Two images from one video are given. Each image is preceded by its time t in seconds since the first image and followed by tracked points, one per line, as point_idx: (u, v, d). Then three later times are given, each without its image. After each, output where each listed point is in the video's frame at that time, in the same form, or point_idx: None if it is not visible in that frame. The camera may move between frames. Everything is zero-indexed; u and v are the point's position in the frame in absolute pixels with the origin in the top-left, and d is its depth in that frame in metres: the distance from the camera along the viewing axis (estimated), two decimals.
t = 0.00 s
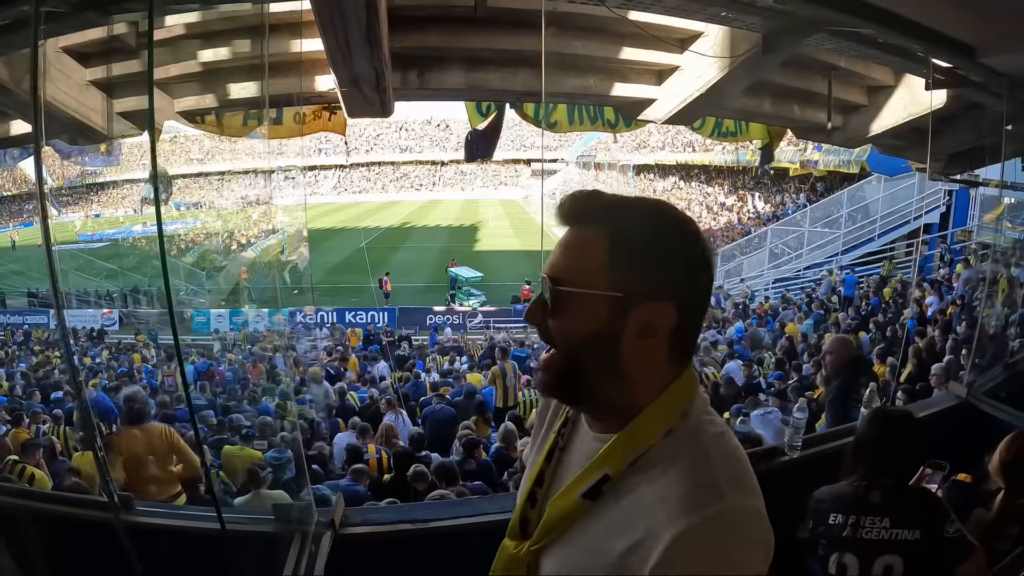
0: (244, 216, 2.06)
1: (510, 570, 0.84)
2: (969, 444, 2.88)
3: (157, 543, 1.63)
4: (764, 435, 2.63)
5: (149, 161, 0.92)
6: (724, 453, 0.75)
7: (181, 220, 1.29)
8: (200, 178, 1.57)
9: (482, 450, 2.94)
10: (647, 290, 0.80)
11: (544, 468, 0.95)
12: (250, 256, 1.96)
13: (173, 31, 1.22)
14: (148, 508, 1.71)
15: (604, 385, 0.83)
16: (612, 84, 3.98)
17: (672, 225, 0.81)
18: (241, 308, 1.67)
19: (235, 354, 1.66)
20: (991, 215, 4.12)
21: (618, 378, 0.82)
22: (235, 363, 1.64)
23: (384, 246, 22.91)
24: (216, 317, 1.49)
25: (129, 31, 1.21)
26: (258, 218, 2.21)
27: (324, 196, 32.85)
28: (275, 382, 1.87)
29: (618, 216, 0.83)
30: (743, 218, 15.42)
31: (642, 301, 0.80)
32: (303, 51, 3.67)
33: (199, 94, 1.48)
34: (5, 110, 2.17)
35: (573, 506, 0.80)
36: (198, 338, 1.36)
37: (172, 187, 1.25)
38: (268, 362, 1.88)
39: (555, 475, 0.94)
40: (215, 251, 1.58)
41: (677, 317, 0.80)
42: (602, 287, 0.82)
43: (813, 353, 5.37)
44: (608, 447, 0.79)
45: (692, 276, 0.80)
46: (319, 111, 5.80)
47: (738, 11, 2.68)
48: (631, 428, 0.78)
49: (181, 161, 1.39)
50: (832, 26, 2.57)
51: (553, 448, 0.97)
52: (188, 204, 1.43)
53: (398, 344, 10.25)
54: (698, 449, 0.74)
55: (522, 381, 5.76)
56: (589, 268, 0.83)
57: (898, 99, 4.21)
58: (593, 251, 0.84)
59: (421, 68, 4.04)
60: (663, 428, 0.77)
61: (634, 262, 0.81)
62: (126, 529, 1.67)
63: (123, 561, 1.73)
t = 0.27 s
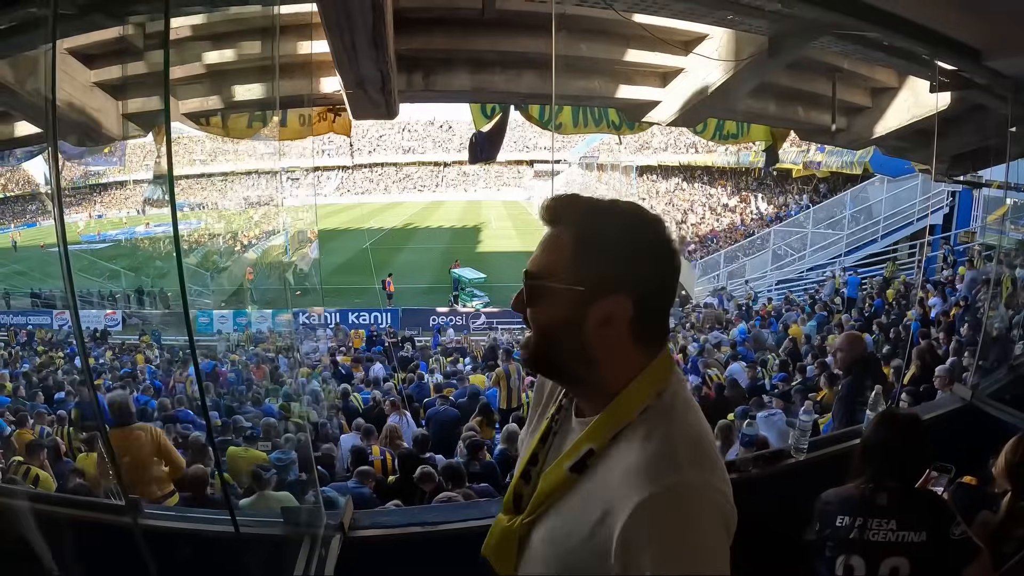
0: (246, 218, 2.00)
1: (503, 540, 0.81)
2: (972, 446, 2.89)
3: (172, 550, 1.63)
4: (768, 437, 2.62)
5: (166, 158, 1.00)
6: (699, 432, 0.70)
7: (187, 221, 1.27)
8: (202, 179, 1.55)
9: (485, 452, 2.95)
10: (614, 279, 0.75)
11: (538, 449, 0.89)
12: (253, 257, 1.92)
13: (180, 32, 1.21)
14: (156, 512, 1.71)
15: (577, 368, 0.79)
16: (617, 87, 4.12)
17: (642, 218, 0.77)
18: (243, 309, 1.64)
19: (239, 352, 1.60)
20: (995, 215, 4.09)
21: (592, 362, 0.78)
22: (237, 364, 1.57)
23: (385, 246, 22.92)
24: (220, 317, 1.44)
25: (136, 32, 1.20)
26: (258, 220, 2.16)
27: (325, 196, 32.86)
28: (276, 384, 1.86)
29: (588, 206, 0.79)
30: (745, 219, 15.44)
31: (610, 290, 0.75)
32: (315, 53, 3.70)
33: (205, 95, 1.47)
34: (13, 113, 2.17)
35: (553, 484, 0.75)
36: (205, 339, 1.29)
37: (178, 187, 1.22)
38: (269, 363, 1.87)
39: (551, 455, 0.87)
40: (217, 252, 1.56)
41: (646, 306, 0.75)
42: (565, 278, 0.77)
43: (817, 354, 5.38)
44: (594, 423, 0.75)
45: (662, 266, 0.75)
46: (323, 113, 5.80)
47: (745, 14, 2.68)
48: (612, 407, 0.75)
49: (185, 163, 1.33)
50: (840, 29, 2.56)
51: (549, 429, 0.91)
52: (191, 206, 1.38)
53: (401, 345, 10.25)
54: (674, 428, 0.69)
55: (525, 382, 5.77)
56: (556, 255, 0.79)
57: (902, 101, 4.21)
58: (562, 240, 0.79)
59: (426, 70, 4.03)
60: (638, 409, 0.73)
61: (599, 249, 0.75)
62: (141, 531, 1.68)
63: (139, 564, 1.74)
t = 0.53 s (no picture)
0: (247, 217, 2.00)
1: (492, 527, 0.90)
2: (975, 447, 2.87)
3: (172, 552, 1.63)
4: (771, 437, 2.63)
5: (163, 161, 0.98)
6: (680, 412, 0.79)
7: (188, 222, 1.26)
8: (204, 180, 1.55)
9: (486, 453, 2.96)
10: (596, 277, 0.83)
11: (526, 437, 0.99)
12: (255, 258, 1.91)
13: (180, 32, 1.21)
14: (157, 512, 1.71)
15: (565, 361, 0.88)
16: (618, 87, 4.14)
17: (616, 219, 0.84)
18: (244, 310, 1.63)
19: (241, 354, 1.58)
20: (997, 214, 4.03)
21: (581, 352, 0.87)
22: (239, 364, 1.55)
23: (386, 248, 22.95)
24: (221, 318, 1.43)
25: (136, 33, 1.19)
26: (259, 220, 2.15)
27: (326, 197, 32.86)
28: (277, 384, 1.86)
29: (567, 212, 0.86)
30: (747, 219, 15.42)
31: (592, 288, 0.84)
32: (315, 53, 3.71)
33: (205, 95, 1.46)
34: (13, 113, 2.16)
35: (544, 467, 0.84)
36: (204, 340, 1.27)
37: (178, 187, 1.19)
38: (270, 364, 1.86)
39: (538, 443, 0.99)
40: (218, 254, 1.55)
41: (623, 299, 0.84)
42: (556, 278, 0.85)
43: (819, 355, 5.37)
44: (578, 412, 0.85)
45: (634, 264, 0.84)
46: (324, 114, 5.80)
47: (746, 15, 2.68)
48: (597, 395, 0.84)
49: (184, 163, 1.32)
50: (842, 30, 2.56)
51: (534, 420, 1.01)
52: (191, 206, 1.36)
53: (402, 346, 10.24)
54: (652, 411, 0.78)
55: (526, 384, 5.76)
56: (541, 260, 0.86)
57: (904, 101, 4.21)
58: (545, 243, 0.86)
59: (427, 70, 4.02)
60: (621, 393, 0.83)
61: (581, 252, 0.83)
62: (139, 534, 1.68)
63: (137, 565, 1.74)
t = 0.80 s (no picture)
0: (248, 218, 1.99)
1: (496, 518, 0.90)
2: (976, 447, 2.88)
3: (180, 555, 1.62)
4: (772, 438, 2.66)
5: (170, 165, 0.98)
6: (676, 402, 0.81)
7: (189, 224, 1.25)
8: (204, 181, 1.54)
9: (488, 454, 2.97)
10: (602, 277, 0.85)
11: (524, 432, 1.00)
12: (255, 259, 1.91)
13: (182, 34, 1.20)
14: (160, 515, 1.72)
15: (568, 357, 0.89)
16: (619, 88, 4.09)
17: (620, 224, 0.87)
18: (244, 311, 1.62)
19: (241, 354, 1.57)
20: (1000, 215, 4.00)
21: (583, 347, 0.88)
22: (240, 365, 1.55)
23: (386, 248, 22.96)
24: (221, 319, 1.43)
25: (139, 35, 1.19)
26: (259, 221, 2.14)
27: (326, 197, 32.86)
28: (278, 385, 1.85)
29: (573, 216, 0.88)
30: (747, 220, 15.43)
31: (597, 288, 0.86)
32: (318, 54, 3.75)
33: (206, 96, 1.45)
34: (14, 114, 2.16)
35: (544, 456, 0.85)
36: (206, 341, 1.27)
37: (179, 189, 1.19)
38: (271, 365, 1.86)
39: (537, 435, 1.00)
40: (218, 254, 1.55)
41: (625, 299, 0.87)
42: (563, 277, 0.86)
43: (819, 356, 5.38)
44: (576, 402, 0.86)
45: (637, 267, 0.87)
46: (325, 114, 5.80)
47: (748, 16, 2.68)
48: (592, 387, 0.85)
49: (186, 164, 1.31)
50: (844, 31, 2.56)
51: (532, 415, 1.02)
52: (193, 207, 1.36)
53: (402, 346, 10.25)
54: (648, 399, 0.80)
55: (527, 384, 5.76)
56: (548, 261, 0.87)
57: (904, 102, 4.22)
58: (550, 244, 0.88)
59: (428, 71, 4.03)
60: (619, 382, 0.84)
61: (586, 251, 0.85)
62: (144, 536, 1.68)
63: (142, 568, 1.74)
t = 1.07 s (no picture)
0: (247, 219, 2.00)
1: (505, 515, 0.91)
2: (977, 447, 2.88)
3: (186, 556, 1.62)
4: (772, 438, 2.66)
5: (177, 167, 0.98)
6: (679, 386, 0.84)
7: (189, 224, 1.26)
8: (204, 181, 1.55)
9: (488, 454, 2.97)
10: (632, 271, 0.88)
11: (523, 430, 1.01)
12: (254, 259, 1.91)
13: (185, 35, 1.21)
14: (163, 516, 1.72)
15: (600, 352, 0.88)
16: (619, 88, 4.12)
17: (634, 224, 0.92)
18: (244, 311, 1.63)
19: (241, 355, 1.57)
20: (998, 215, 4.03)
21: (609, 341, 0.89)
22: (239, 365, 1.56)
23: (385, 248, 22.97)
24: (221, 319, 1.43)
25: (141, 37, 1.19)
26: (259, 222, 2.14)
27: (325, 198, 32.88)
28: (278, 386, 1.86)
29: (593, 215, 0.90)
30: (746, 220, 15.46)
31: (628, 281, 0.88)
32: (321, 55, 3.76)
33: (207, 97, 1.45)
34: (16, 116, 2.17)
35: (555, 448, 0.86)
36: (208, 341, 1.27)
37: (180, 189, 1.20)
38: (271, 366, 1.87)
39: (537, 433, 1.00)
40: (218, 254, 1.57)
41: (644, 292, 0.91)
42: (602, 273, 0.87)
43: (819, 356, 5.40)
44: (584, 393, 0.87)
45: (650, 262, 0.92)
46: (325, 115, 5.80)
47: (748, 18, 2.70)
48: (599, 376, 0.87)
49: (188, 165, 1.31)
50: (843, 33, 2.58)
51: (530, 413, 1.02)
52: (194, 207, 1.36)
53: (402, 347, 10.26)
54: (654, 385, 0.83)
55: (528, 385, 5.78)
56: (584, 257, 0.87)
57: (904, 103, 4.24)
58: (581, 240, 0.88)
59: (429, 72, 4.04)
60: (626, 367, 0.86)
61: (619, 246, 0.88)
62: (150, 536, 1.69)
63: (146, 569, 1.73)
